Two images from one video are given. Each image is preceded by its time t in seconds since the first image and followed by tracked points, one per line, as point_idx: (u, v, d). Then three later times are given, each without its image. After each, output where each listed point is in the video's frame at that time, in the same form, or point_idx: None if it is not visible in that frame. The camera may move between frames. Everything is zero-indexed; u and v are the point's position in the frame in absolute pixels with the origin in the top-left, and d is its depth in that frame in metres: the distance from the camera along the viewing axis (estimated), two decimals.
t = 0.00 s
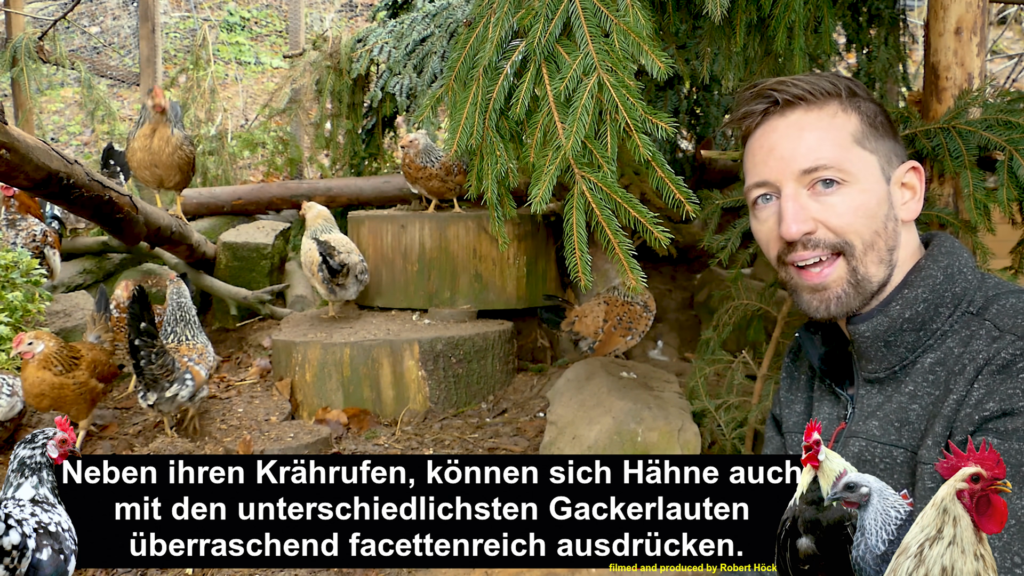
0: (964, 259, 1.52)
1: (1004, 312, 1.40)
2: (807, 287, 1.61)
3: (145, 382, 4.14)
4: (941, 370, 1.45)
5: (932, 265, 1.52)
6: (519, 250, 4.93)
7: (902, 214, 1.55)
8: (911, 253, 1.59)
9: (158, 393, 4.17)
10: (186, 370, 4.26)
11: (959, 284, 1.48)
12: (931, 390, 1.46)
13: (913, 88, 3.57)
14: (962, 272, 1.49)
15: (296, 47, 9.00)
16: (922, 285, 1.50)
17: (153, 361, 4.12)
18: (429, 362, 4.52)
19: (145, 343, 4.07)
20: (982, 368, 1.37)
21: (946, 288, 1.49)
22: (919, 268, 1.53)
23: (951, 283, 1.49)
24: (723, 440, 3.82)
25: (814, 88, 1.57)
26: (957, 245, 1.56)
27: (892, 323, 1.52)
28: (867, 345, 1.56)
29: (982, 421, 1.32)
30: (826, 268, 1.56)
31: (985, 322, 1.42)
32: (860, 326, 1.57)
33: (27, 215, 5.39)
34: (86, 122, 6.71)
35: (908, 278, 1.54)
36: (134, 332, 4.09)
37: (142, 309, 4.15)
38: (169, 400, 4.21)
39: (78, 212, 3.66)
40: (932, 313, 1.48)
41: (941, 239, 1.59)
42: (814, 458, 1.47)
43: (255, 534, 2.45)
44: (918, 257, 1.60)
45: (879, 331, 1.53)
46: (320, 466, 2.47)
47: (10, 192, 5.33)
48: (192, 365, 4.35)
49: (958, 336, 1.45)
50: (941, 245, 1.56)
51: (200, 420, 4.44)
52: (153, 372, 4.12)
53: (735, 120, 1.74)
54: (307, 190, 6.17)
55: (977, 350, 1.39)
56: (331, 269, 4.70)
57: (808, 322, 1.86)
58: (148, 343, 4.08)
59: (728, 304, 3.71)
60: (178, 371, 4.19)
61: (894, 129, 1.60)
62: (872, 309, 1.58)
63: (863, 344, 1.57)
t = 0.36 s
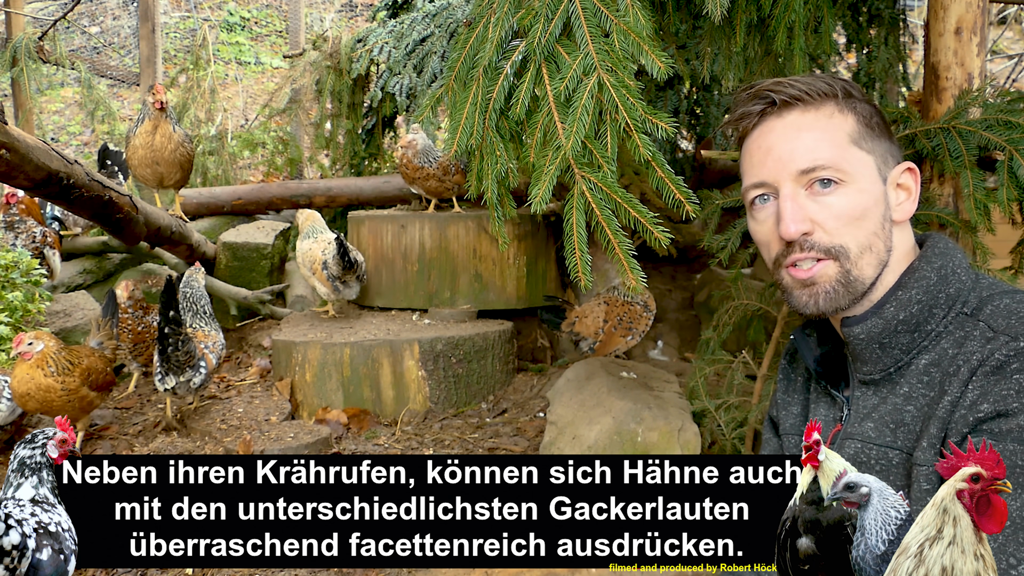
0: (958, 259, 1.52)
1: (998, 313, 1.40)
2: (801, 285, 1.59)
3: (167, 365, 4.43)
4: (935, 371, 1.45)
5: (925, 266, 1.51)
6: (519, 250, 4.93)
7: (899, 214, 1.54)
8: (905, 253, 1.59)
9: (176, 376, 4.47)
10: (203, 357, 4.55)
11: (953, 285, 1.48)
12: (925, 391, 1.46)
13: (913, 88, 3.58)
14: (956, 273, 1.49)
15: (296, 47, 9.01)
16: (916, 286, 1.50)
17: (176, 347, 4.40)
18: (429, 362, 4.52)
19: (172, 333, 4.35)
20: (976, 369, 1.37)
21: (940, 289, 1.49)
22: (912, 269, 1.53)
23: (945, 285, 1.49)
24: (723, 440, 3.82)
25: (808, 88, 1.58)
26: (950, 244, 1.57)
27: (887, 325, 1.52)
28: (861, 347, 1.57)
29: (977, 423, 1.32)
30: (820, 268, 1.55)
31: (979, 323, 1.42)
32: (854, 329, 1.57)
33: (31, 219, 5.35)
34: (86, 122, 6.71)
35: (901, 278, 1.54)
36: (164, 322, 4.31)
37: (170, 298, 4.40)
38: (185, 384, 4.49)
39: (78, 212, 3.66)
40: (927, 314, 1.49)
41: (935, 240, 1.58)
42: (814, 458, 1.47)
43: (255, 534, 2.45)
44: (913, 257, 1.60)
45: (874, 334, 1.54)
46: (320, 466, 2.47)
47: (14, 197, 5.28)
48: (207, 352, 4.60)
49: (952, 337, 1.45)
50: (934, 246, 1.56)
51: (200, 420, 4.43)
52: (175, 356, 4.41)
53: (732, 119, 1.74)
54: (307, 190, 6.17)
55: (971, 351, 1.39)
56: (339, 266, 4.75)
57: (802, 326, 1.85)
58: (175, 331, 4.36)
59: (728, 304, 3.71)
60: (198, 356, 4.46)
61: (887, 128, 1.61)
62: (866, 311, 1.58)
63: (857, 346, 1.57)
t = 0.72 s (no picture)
0: (957, 262, 1.51)
1: (996, 318, 1.40)
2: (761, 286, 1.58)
3: (168, 360, 4.53)
4: (932, 376, 1.46)
5: (923, 268, 1.49)
6: (519, 250, 4.93)
7: (858, 216, 1.46)
8: (883, 254, 1.50)
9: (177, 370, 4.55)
10: (203, 353, 4.64)
11: (951, 288, 1.47)
12: (922, 395, 1.47)
13: (912, 88, 3.58)
14: (954, 275, 1.47)
15: (296, 47, 9.00)
16: (913, 290, 1.48)
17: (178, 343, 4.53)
18: (429, 362, 4.52)
19: (174, 327, 4.50)
20: (973, 375, 1.37)
21: (938, 292, 1.47)
22: (908, 272, 1.50)
23: (943, 287, 1.47)
24: (723, 440, 3.82)
25: (773, 91, 1.57)
26: (950, 245, 1.53)
27: (884, 328, 1.51)
28: (858, 350, 1.55)
29: (975, 430, 1.33)
30: (762, 267, 1.56)
31: (976, 328, 1.42)
32: (851, 332, 1.55)
33: (31, 220, 5.35)
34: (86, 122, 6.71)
35: (897, 282, 1.51)
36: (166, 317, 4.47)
37: (172, 295, 4.58)
38: (185, 380, 4.57)
39: (78, 212, 3.66)
40: (925, 317, 1.47)
41: (933, 240, 1.54)
42: (814, 458, 1.46)
43: (255, 534, 2.45)
44: (910, 259, 1.53)
45: (871, 337, 1.52)
46: (320, 466, 2.47)
47: (14, 197, 5.26)
48: (208, 348, 4.69)
49: (950, 341, 1.45)
50: (934, 247, 1.52)
51: (201, 420, 4.43)
52: (176, 352, 4.53)
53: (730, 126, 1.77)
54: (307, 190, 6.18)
55: (969, 356, 1.40)
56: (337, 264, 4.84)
57: (800, 323, 1.82)
58: (178, 327, 4.49)
59: (728, 304, 3.71)
60: (199, 353, 4.58)
61: (874, 125, 1.50)
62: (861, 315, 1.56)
63: (854, 349, 1.55)
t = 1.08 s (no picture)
0: (950, 262, 1.49)
1: (988, 319, 1.39)
2: (748, 287, 1.74)
3: (168, 356, 4.56)
4: (924, 378, 1.45)
5: (915, 269, 1.49)
6: (519, 250, 4.93)
7: (820, 227, 1.54)
8: (858, 263, 1.54)
9: (177, 366, 4.58)
10: (202, 347, 4.65)
11: (944, 289, 1.46)
12: (914, 398, 1.47)
13: (912, 88, 3.58)
14: (947, 277, 1.46)
15: (296, 47, 9.00)
16: (904, 290, 1.49)
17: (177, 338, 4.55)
18: (429, 362, 4.52)
19: (174, 322, 4.50)
20: (962, 378, 1.37)
21: (930, 293, 1.47)
22: (901, 272, 1.51)
23: (935, 289, 1.46)
24: (723, 440, 3.81)
25: (762, 102, 1.67)
26: (945, 246, 1.52)
27: (874, 328, 1.51)
28: (849, 350, 1.56)
29: (963, 433, 1.33)
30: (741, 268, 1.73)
31: (967, 329, 1.41)
32: (841, 332, 1.56)
33: (30, 220, 5.34)
34: (86, 122, 6.70)
35: (889, 282, 1.52)
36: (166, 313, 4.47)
37: (172, 293, 4.56)
38: (185, 375, 4.59)
39: (78, 212, 3.66)
40: (916, 318, 1.47)
41: (929, 240, 1.54)
42: (814, 458, 1.47)
43: (255, 534, 2.45)
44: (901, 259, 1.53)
45: (861, 337, 1.53)
46: (320, 466, 2.47)
47: (11, 196, 5.23)
48: (207, 343, 4.71)
49: (941, 343, 1.44)
50: (929, 247, 1.52)
51: (201, 420, 4.43)
52: (175, 348, 4.54)
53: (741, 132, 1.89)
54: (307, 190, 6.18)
55: (959, 358, 1.39)
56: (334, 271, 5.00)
57: (797, 324, 1.83)
58: (177, 322, 4.51)
59: (728, 305, 3.71)
60: (197, 347, 4.59)
61: (850, 137, 1.55)
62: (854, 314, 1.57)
63: (845, 349, 1.56)
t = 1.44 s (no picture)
0: (941, 262, 1.49)
1: (971, 316, 1.39)
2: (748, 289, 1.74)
3: (166, 356, 4.56)
4: (911, 376, 1.45)
5: (903, 268, 1.50)
6: (519, 250, 4.93)
7: (821, 233, 1.55)
8: (859, 269, 1.54)
9: (176, 365, 4.58)
10: (201, 346, 4.67)
11: (931, 288, 1.46)
12: (901, 396, 1.47)
13: (912, 88, 3.58)
14: (934, 275, 1.46)
15: (296, 47, 9.01)
16: (890, 288, 1.50)
17: (176, 336, 4.58)
18: (429, 362, 4.52)
19: (174, 321, 4.54)
20: (941, 373, 1.37)
21: (916, 291, 1.47)
22: (889, 271, 1.52)
23: (922, 287, 1.47)
24: (723, 440, 3.81)
25: (769, 106, 1.67)
26: (937, 247, 1.52)
27: (859, 325, 1.53)
28: (836, 348, 1.57)
29: (940, 428, 1.32)
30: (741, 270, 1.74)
31: (950, 326, 1.41)
32: (828, 329, 1.58)
33: (30, 220, 5.34)
34: (86, 122, 6.70)
35: (877, 280, 1.53)
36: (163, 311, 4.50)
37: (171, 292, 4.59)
38: (185, 373, 4.60)
39: (78, 212, 3.66)
40: (902, 316, 1.48)
41: (924, 240, 1.54)
42: (814, 457, 1.47)
43: (255, 534, 2.45)
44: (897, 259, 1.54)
45: (847, 334, 1.54)
46: (320, 466, 2.48)
47: (10, 196, 5.23)
48: (205, 342, 4.72)
49: (927, 341, 1.44)
50: (920, 248, 1.51)
51: (201, 420, 4.43)
52: (175, 346, 4.56)
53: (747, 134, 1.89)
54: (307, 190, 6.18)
55: (939, 354, 1.39)
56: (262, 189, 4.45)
57: (791, 324, 1.82)
58: (177, 320, 4.56)
59: (727, 305, 3.71)
60: (196, 345, 4.61)
61: (854, 144, 1.54)
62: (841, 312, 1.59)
63: (832, 346, 1.58)
